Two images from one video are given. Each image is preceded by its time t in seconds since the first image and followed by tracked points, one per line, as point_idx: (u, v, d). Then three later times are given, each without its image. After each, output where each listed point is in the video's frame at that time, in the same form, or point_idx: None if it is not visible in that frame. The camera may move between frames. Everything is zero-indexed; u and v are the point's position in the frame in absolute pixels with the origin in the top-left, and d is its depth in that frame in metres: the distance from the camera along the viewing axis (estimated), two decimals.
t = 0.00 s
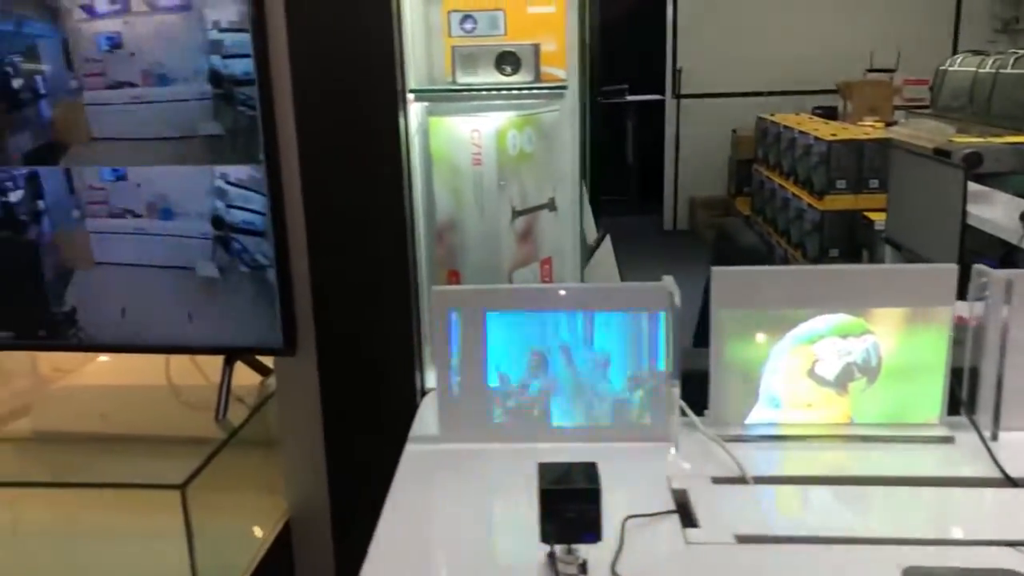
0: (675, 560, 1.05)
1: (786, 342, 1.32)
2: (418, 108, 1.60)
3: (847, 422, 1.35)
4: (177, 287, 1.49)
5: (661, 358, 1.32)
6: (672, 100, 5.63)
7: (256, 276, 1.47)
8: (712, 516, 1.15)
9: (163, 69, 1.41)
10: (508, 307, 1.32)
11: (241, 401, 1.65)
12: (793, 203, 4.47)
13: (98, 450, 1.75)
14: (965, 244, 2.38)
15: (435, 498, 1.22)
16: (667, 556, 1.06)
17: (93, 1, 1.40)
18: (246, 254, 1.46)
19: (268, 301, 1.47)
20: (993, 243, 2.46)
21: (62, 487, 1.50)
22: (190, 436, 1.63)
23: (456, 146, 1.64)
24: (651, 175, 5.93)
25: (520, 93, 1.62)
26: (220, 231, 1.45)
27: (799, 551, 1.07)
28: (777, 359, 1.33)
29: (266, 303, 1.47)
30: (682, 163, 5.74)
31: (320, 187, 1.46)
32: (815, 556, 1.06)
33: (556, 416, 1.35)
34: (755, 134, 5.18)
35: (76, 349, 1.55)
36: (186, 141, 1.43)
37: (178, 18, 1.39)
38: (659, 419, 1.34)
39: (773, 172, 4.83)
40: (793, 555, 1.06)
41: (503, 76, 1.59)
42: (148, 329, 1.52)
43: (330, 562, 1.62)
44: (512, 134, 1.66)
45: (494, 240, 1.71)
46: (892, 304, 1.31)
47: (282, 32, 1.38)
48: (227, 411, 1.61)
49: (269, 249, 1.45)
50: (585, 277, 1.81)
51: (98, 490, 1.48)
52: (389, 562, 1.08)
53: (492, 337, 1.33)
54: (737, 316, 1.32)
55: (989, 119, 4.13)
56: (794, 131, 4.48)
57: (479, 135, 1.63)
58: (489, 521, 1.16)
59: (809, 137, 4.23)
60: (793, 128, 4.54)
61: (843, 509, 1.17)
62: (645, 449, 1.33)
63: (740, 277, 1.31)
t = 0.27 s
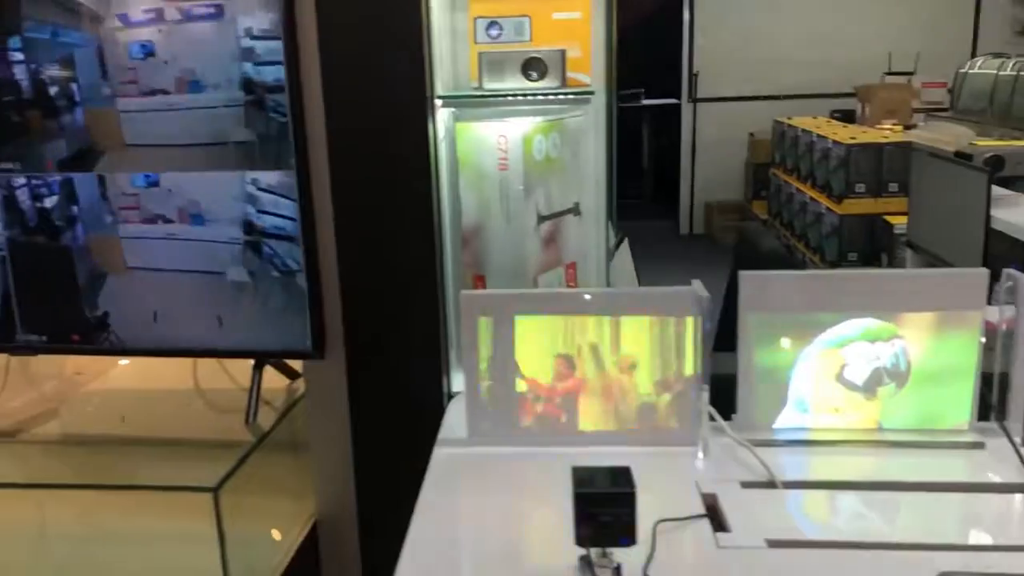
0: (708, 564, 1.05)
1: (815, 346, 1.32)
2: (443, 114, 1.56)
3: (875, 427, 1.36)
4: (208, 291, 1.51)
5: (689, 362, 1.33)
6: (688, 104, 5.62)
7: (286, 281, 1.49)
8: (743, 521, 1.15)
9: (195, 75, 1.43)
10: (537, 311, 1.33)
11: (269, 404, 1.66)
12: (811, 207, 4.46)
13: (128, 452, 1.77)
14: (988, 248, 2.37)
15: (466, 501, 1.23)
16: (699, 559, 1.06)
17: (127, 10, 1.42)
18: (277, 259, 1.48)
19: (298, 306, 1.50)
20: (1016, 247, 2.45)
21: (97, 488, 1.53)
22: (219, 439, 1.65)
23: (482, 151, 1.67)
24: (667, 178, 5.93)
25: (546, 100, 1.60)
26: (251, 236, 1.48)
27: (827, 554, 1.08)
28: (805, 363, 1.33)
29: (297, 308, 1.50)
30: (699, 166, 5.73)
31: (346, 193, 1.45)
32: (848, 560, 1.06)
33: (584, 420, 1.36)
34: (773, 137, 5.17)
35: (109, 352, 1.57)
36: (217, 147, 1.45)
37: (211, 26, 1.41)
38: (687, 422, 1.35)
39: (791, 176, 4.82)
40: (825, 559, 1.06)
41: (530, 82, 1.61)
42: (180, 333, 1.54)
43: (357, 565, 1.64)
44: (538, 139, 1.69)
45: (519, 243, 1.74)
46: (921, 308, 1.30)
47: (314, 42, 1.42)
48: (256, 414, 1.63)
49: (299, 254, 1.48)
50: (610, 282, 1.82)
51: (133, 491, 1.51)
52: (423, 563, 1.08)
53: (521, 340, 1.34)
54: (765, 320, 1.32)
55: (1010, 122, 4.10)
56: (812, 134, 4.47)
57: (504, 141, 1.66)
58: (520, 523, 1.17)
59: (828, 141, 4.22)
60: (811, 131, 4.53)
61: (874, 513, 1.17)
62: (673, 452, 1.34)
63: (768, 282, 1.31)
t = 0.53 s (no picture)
0: (741, 570, 1.05)
1: (845, 351, 1.32)
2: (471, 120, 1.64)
3: (906, 433, 1.34)
4: (238, 294, 1.53)
5: (719, 366, 1.33)
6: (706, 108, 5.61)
7: (315, 284, 1.50)
8: (775, 527, 1.15)
9: (226, 80, 1.44)
10: (567, 315, 1.33)
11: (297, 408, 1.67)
12: (830, 212, 4.44)
13: (156, 455, 1.79)
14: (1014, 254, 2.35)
15: (496, 505, 1.23)
16: (732, 565, 1.06)
17: (159, 16, 1.44)
18: (306, 263, 1.49)
19: (326, 309, 1.51)
20: None
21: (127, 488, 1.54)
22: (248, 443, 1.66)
23: (508, 156, 1.66)
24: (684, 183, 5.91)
25: (572, 105, 1.64)
26: (280, 240, 1.49)
27: (862, 561, 1.07)
28: (835, 369, 1.32)
29: (325, 311, 1.51)
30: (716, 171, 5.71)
31: (375, 198, 1.46)
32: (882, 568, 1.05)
33: (612, 424, 1.36)
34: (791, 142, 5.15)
35: (139, 355, 1.59)
36: (248, 151, 1.46)
37: (242, 31, 1.42)
38: (716, 427, 1.35)
39: (810, 180, 4.81)
40: (859, 567, 1.06)
41: (556, 86, 1.62)
42: (209, 336, 1.56)
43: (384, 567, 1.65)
44: (564, 144, 1.68)
45: (544, 249, 1.71)
46: (953, 314, 1.29)
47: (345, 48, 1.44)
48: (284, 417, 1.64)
49: (327, 258, 1.48)
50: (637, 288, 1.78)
51: (163, 492, 1.52)
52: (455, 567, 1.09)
53: (550, 343, 1.34)
54: (795, 325, 1.32)
55: None
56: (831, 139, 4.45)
57: (531, 145, 1.65)
58: (551, 528, 1.17)
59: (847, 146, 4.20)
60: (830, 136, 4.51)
61: (907, 520, 1.16)
62: (702, 458, 1.33)
63: (799, 287, 1.31)
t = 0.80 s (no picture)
0: None
1: (876, 358, 1.31)
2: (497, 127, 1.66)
3: (939, 441, 1.34)
4: (268, 300, 1.54)
5: (749, 373, 1.32)
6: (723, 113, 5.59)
7: (345, 290, 1.52)
8: (808, 534, 1.14)
9: (258, 89, 1.45)
10: (599, 322, 1.33)
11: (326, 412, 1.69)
12: (850, 217, 4.42)
13: (184, 459, 1.80)
14: None
15: (527, 509, 1.23)
16: (768, 573, 1.05)
17: (192, 25, 1.45)
18: (336, 269, 1.51)
19: (356, 313, 1.53)
20: None
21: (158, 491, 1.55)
22: (276, 446, 1.67)
23: (534, 161, 1.67)
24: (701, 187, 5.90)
25: (599, 111, 1.64)
26: (310, 246, 1.50)
27: (899, 569, 1.06)
28: (866, 376, 1.32)
29: (355, 316, 1.53)
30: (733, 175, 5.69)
31: (404, 204, 1.47)
32: None
33: (641, 431, 1.36)
34: (809, 146, 5.13)
35: (170, 360, 1.60)
36: (279, 159, 1.48)
37: (273, 39, 1.43)
38: (747, 434, 1.34)
39: (829, 185, 4.78)
40: None
41: (583, 93, 1.62)
42: (240, 341, 1.57)
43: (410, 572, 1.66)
44: (591, 150, 1.68)
45: (571, 254, 1.72)
46: (987, 321, 1.28)
47: (374, 54, 1.43)
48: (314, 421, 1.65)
49: (357, 264, 1.50)
50: (662, 292, 1.79)
51: (194, 495, 1.53)
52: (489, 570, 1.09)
53: (580, 350, 1.34)
54: (826, 332, 1.32)
55: None
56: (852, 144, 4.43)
57: (558, 152, 1.66)
58: (582, 532, 1.17)
59: (868, 151, 4.18)
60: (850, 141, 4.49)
61: (940, 529, 1.15)
62: (732, 464, 1.34)
63: (831, 293, 1.31)
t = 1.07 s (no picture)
0: None
1: (913, 364, 1.31)
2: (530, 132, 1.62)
3: (977, 448, 1.33)
4: (303, 304, 1.56)
5: (783, 376, 1.33)
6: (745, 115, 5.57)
7: (378, 294, 1.53)
8: (847, 540, 1.14)
9: (294, 96, 1.47)
10: (634, 327, 1.34)
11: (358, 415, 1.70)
12: (875, 219, 4.39)
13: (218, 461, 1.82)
14: None
15: (562, 513, 1.24)
16: None
17: (228, 34, 1.47)
18: (369, 273, 1.52)
19: (388, 318, 1.54)
20: None
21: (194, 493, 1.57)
22: (309, 449, 1.69)
23: (565, 166, 1.68)
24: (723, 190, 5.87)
25: (629, 114, 1.64)
26: (345, 251, 1.52)
27: None
28: (903, 381, 1.32)
29: (387, 320, 1.54)
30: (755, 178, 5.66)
31: (438, 209, 1.48)
32: None
33: (674, 435, 1.37)
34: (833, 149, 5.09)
35: (206, 363, 1.63)
36: (314, 165, 1.49)
37: (309, 48, 1.45)
38: (782, 439, 1.34)
39: (853, 188, 4.75)
40: None
41: (615, 98, 1.61)
42: (274, 345, 1.59)
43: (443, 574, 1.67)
44: (622, 155, 1.71)
45: (602, 258, 1.74)
46: None
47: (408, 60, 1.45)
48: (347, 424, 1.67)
49: (390, 268, 1.51)
50: (692, 294, 1.82)
51: (231, 496, 1.55)
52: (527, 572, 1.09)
53: (614, 353, 1.35)
54: (861, 337, 1.31)
55: None
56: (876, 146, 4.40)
57: (589, 156, 1.67)
58: (617, 535, 1.17)
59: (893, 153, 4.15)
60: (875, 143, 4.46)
61: (980, 536, 1.15)
62: (766, 468, 1.33)
63: (867, 298, 1.31)
